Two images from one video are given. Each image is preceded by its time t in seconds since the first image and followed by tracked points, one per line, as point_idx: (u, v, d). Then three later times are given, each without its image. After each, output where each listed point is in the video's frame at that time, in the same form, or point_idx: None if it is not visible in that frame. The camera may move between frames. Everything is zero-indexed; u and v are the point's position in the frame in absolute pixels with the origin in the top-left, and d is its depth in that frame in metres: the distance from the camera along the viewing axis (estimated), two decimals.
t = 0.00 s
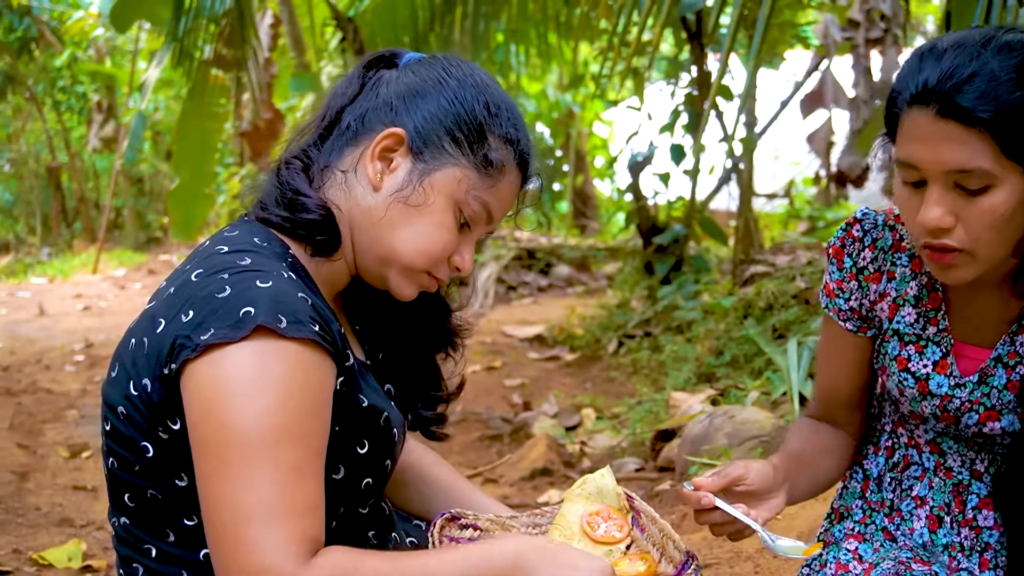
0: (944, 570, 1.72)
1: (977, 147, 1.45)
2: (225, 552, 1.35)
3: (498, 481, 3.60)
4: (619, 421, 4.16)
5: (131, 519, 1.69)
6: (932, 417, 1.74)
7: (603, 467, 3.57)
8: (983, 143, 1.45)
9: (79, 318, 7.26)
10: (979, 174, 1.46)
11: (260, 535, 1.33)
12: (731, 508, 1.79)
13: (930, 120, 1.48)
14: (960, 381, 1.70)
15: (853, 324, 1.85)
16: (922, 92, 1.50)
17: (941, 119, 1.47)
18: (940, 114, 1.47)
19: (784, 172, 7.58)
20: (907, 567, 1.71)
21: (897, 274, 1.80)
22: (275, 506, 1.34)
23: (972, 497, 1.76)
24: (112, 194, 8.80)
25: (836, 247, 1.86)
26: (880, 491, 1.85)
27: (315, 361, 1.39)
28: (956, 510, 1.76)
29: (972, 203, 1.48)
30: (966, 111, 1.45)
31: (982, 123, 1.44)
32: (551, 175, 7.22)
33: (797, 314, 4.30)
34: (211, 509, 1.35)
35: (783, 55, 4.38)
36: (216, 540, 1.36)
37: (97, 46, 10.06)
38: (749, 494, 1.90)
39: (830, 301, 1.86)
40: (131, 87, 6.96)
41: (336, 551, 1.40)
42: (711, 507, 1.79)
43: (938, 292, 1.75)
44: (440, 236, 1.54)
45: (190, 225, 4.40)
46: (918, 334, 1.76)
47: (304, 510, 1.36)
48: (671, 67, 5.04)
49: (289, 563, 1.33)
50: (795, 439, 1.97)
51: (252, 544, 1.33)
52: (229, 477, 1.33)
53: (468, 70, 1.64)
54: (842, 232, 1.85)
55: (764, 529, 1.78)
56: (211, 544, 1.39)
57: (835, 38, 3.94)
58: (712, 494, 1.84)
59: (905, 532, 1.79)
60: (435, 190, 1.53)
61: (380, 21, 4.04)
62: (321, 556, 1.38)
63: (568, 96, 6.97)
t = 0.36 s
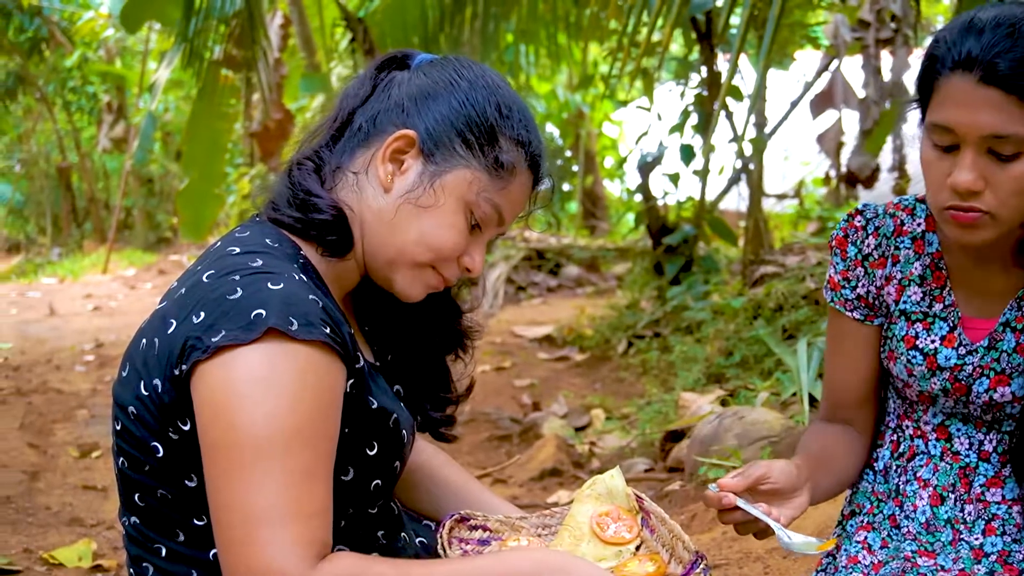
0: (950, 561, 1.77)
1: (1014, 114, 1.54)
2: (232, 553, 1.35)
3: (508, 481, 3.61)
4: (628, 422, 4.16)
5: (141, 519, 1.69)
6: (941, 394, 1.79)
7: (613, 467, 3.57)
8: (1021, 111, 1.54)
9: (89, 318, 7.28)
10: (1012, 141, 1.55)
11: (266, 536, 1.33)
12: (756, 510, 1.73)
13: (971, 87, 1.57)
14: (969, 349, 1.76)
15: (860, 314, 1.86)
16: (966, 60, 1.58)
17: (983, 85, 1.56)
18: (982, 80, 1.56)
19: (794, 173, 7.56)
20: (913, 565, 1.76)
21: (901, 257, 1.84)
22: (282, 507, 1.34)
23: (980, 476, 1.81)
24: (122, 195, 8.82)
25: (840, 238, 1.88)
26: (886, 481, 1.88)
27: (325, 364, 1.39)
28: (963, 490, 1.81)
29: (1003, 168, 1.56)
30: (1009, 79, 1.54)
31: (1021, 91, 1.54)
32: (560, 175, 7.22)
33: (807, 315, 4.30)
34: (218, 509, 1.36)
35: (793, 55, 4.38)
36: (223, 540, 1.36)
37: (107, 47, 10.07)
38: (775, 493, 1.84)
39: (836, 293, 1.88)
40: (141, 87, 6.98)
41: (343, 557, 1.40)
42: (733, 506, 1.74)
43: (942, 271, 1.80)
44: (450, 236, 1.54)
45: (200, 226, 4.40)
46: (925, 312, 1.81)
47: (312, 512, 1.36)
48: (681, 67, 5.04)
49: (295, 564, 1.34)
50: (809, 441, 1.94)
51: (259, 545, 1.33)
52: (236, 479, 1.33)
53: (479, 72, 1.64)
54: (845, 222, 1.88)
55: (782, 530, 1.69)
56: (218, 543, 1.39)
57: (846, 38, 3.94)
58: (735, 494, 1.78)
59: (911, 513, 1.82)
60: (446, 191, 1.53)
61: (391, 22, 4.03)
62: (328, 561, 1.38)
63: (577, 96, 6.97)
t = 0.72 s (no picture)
0: (950, 554, 1.77)
1: None
2: (237, 552, 1.35)
3: (515, 480, 3.61)
4: (636, 422, 4.16)
5: (149, 518, 1.69)
6: (944, 388, 1.80)
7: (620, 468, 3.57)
8: None
9: (97, 317, 7.29)
10: None
11: (271, 535, 1.33)
12: (775, 536, 1.69)
13: (994, 79, 1.58)
14: (971, 338, 1.78)
15: (860, 314, 1.86)
16: (989, 52, 1.59)
17: (1006, 79, 1.57)
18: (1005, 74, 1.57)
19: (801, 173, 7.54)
20: (913, 558, 1.76)
21: (899, 256, 1.85)
22: (287, 507, 1.34)
23: (981, 472, 1.82)
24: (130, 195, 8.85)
25: (837, 239, 1.88)
26: (889, 482, 1.88)
27: (332, 364, 1.39)
28: (965, 486, 1.82)
29: (1015, 159, 1.58)
30: None
31: None
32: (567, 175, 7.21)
33: (815, 315, 4.29)
34: (224, 509, 1.36)
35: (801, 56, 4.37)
36: (229, 539, 1.36)
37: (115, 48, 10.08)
38: (792, 520, 1.80)
39: (835, 295, 1.87)
40: (149, 88, 6.99)
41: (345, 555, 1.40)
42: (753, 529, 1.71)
43: (941, 268, 1.82)
44: (460, 235, 1.54)
45: (208, 225, 4.41)
46: (925, 307, 1.82)
47: (317, 512, 1.36)
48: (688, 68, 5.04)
49: (300, 564, 1.34)
50: (808, 459, 1.91)
51: (264, 545, 1.33)
52: (242, 478, 1.33)
53: (488, 73, 1.65)
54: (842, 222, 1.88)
55: (796, 563, 1.65)
56: (225, 542, 1.39)
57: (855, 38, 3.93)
58: (757, 517, 1.75)
59: (912, 508, 1.82)
60: (456, 190, 1.54)
61: (399, 23, 4.03)
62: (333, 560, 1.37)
63: (584, 96, 6.97)
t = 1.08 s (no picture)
0: (955, 557, 1.76)
1: None
2: (216, 546, 1.34)
3: (518, 481, 3.61)
4: (639, 423, 4.16)
5: (152, 518, 1.69)
6: (948, 390, 1.80)
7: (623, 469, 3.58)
8: None
9: (101, 318, 7.30)
10: None
11: (253, 532, 1.32)
12: (786, 556, 1.68)
13: (1004, 79, 1.58)
14: (974, 341, 1.78)
15: (863, 317, 1.85)
16: (998, 52, 1.59)
17: (1016, 79, 1.57)
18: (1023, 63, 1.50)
19: (805, 173, 7.53)
20: (917, 560, 1.76)
21: (901, 259, 1.85)
22: (270, 503, 1.33)
23: (985, 475, 1.82)
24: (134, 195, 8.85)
25: (840, 243, 1.87)
26: (892, 486, 1.88)
27: (332, 364, 1.39)
28: (969, 490, 1.82)
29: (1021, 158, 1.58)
30: None
31: None
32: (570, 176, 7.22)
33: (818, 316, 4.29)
34: (208, 503, 1.35)
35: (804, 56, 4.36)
36: (208, 533, 1.35)
37: (119, 47, 10.09)
38: (807, 539, 1.82)
39: (837, 299, 1.87)
40: (153, 88, 6.99)
41: (320, 556, 1.38)
42: (767, 550, 1.71)
43: (942, 270, 1.82)
44: (467, 235, 1.54)
45: (211, 226, 4.40)
46: (928, 309, 1.81)
47: (301, 511, 1.36)
48: (691, 68, 5.03)
49: (278, 561, 1.33)
50: (815, 467, 1.91)
51: (244, 541, 1.32)
52: (230, 472, 1.32)
53: (493, 75, 1.66)
54: (844, 226, 1.87)
55: None
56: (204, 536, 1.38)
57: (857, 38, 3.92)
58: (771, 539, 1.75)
59: (915, 511, 1.83)
60: (463, 189, 1.54)
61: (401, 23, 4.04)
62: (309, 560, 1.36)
63: (588, 97, 6.96)
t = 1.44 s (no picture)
0: (960, 559, 1.77)
1: None
2: (236, 538, 1.33)
3: (522, 481, 3.61)
4: (643, 422, 4.16)
5: (157, 517, 1.69)
6: (955, 391, 1.79)
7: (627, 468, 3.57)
8: None
9: (104, 317, 7.30)
10: None
11: (271, 520, 1.31)
12: (778, 550, 1.69)
13: (1014, 82, 1.58)
14: (982, 343, 1.77)
15: (869, 319, 1.85)
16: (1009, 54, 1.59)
17: None
18: None
19: (809, 173, 7.52)
20: (921, 562, 1.76)
21: (907, 260, 1.85)
22: (288, 490, 1.32)
23: (991, 476, 1.81)
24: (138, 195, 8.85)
25: (846, 244, 1.87)
26: (897, 486, 1.88)
27: (338, 353, 1.39)
28: (975, 491, 1.81)
29: None
30: None
31: None
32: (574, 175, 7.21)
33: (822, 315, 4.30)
34: (224, 496, 1.34)
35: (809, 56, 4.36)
36: (227, 525, 1.34)
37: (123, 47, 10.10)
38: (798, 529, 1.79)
39: (843, 300, 1.86)
40: (157, 88, 6.99)
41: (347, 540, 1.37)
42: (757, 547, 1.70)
43: (949, 271, 1.82)
44: (467, 233, 1.54)
45: (215, 225, 4.41)
46: (935, 311, 1.81)
47: (319, 497, 1.34)
48: (695, 68, 5.03)
49: (302, 546, 1.31)
50: (815, 464, 1.91)
51: (262, 529, 1.31)
52: (243, 462, 1.32)
53: (490, 73, 1.66)
54: (851, 226, 1.88)
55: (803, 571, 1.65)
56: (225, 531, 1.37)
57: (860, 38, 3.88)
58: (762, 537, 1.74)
59: (921, 514, 1.83)
60: (463, 187, 1.54)
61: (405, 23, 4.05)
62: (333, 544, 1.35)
63: (591, 96, 6.95)
